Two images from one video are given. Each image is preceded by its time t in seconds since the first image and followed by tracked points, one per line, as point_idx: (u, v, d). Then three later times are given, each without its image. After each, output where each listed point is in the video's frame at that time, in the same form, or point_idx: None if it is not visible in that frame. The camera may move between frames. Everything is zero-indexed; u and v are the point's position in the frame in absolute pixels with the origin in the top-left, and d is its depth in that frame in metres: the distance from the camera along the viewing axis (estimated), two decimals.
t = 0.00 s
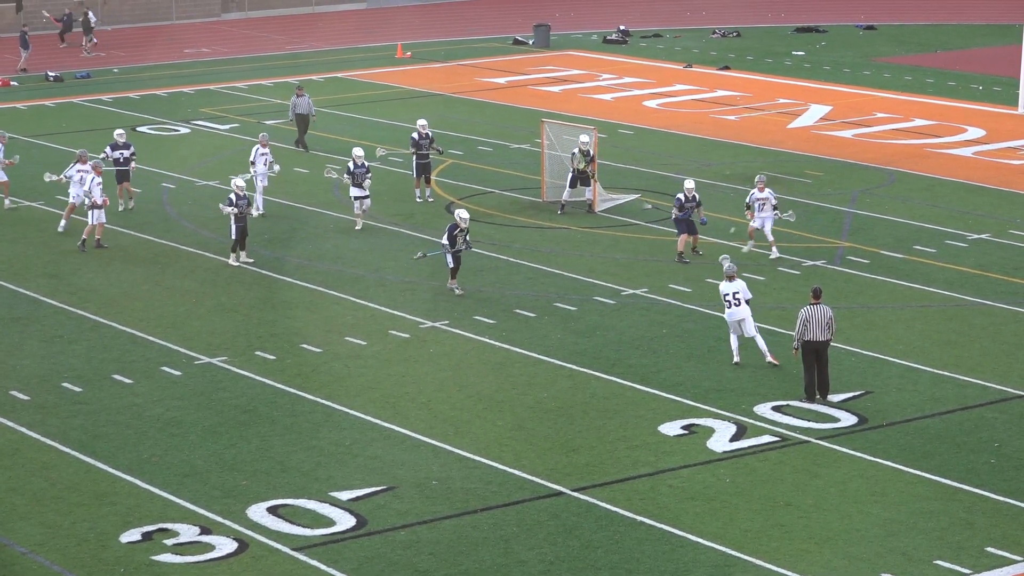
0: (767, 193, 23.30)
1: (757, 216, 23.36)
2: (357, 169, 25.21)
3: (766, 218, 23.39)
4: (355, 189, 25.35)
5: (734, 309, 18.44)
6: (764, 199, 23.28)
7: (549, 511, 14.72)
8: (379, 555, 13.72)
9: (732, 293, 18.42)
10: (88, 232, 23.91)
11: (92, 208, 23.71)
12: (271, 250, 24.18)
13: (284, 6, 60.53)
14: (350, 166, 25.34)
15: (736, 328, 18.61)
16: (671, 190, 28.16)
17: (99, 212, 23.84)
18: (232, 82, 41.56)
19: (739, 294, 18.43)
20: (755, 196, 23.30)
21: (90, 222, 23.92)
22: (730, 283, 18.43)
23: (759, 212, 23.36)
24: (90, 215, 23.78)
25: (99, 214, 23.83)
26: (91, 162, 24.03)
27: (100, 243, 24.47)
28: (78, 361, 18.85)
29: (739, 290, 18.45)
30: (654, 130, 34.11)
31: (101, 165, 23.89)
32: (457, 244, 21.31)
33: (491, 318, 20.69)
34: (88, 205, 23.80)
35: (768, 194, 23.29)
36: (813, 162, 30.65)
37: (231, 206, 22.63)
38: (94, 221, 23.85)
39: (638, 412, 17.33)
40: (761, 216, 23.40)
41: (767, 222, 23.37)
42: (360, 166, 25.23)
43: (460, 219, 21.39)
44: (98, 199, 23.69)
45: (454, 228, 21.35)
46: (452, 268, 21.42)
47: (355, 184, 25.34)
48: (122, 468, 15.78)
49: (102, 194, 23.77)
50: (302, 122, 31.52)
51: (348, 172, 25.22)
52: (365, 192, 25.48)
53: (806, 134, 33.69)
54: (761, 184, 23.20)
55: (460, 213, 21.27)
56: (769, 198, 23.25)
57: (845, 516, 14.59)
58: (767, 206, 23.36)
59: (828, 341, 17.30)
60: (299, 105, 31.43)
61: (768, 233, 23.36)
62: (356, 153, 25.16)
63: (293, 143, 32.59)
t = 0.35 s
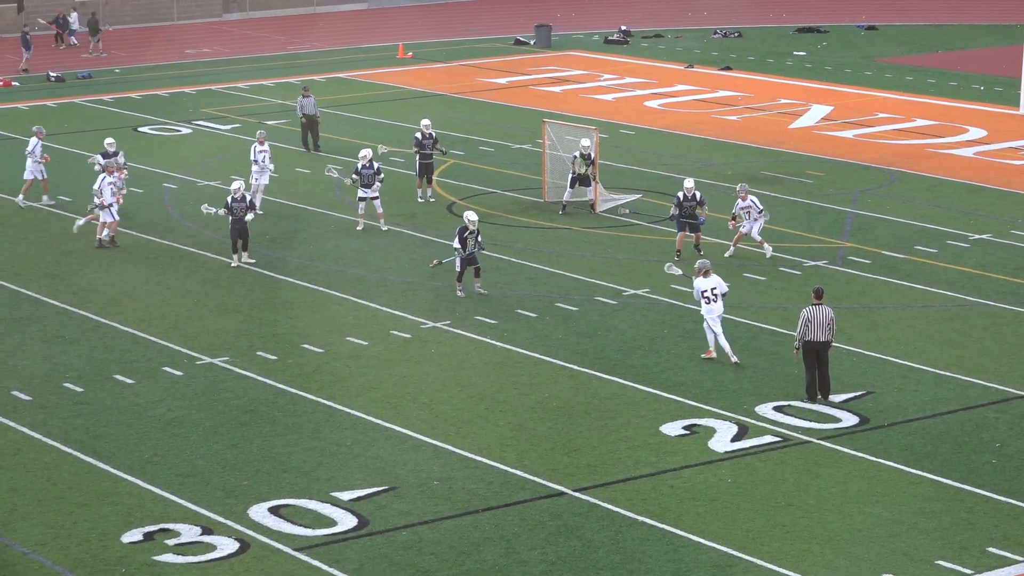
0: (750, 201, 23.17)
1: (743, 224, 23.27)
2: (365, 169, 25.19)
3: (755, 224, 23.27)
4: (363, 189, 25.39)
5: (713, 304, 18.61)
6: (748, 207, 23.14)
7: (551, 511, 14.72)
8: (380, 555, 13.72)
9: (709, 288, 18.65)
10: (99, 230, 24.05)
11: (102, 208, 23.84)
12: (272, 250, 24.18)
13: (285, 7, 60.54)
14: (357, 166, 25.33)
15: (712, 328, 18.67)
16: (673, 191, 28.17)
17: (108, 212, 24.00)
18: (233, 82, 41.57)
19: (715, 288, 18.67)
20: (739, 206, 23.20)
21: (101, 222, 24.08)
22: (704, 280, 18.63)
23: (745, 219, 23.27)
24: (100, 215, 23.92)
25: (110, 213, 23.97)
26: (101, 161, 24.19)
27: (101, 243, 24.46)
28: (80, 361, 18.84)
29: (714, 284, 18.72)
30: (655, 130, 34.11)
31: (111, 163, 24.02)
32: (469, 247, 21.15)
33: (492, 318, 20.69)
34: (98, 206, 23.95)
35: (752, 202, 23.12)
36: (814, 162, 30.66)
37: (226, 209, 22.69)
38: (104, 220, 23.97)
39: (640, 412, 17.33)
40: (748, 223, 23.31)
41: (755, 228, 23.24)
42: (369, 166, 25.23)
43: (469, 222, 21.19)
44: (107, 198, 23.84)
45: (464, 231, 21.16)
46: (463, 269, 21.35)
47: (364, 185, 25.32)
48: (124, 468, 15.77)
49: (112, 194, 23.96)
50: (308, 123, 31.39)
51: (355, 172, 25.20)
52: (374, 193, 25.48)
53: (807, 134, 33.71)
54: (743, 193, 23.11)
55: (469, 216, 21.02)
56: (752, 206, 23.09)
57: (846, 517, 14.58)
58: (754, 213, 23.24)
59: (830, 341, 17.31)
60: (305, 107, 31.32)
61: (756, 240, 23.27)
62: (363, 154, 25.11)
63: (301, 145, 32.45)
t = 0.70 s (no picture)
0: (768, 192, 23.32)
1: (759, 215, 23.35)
2: (373, 172, 25.16)
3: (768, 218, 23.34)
4: (372, 190, 25.43)
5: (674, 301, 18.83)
6: (764, 198, 23.26)
7: (552, 512, 14.72)
8: (382, 556, 13.72)
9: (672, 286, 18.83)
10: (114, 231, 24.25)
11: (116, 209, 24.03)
12: (273, 250, 24.19)
13: (287, 8, 60.54)
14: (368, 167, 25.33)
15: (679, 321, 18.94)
16: (674, 191, 28.17)
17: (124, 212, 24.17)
18: (235, 83, 41.54)
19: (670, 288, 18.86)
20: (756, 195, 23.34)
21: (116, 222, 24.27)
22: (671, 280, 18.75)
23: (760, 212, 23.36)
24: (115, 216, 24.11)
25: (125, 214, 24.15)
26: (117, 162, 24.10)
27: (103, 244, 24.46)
28: (81, 362, 18.85)
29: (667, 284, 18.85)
30: (657, 131, 34.10)
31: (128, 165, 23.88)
32: (473, 253, 21.03)
33: (494, 319, 20.69)
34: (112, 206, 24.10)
35: (769, 193, 23.19)
36: (816, 162, 30.66)
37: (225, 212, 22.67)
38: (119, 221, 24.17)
39: (641, 413, 17.33)
40: (762, 216, 23.40)
41: (766, 222, 23.32)
42: (377, 169, 25.16)
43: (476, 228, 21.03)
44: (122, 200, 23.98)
45: (470, 236, 21.04)
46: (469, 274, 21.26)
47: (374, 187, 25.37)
48: (126, 469, 15.77)
49: (127, 196, 24.00)
50: (313, 125, 31.22)
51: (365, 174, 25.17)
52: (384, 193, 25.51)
53: (809, 134, 33.69)
54: (762, 182, 23.29)
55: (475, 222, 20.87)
56: (768, 197, 23.12)
57: (848, 518, 14.57)
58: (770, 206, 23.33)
59: (832, 340, 17.30)
60: (310, 109, 31.11)
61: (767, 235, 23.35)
62: (372, 157, 25.05)
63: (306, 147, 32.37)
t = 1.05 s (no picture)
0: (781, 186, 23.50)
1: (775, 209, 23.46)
2: (383, 177, 24.89)
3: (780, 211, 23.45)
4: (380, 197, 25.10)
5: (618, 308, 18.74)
6: (779, 191, 23.40)
7: (553, 512, 14.72)
8: (383, 556, 13.72)
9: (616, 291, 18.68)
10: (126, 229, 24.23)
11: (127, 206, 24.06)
12: (274, 250, 24.19)
13: (287, 7, 60.53)
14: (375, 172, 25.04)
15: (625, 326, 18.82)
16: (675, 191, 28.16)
17: (135, 210, 24.21)
18: (235, 83, 41.52)
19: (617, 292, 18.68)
20: (771, 189, 23.49)
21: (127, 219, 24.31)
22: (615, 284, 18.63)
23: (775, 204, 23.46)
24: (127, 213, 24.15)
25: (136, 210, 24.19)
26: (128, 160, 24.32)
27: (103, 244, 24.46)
28: (82, 362, 18.85)
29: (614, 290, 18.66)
30: (657, 131, 34.10)
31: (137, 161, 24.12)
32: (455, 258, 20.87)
33: (495, 318, 20.70)
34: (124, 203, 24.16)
35: (783, 187, 23.38)
36: (816, 162, 30.65)
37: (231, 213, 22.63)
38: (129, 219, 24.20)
39: (642, 413, 17.33)
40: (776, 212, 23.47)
41: (780, 216, 23.42)
42: (387, 172, 24.92)
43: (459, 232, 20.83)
44: (133, 197, 24.04)
45: (454, 241, 20.87)
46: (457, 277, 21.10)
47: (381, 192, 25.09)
48: (126, 469, 15.77)
49: (138, 192, 24.10)
50: (317, 125, 31.25)
51: (374, 180, 24.86)
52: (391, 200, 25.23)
53: (810, 134, 33.68)
54: (775, 177, 23.48)
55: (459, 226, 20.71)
56: (782, 191, 23.29)
57: (849, 518, 14.56)
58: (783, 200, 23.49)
59: (839, 340, 17.35)
60: (315, 108, 31.16)
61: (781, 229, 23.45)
62: (381, 161, 24.85)
63: (308, 147, 32.29)
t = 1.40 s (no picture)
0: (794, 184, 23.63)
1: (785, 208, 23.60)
2: (387, 184, 24.61)
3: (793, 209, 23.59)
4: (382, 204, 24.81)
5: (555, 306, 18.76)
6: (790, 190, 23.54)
7: (554, 513, 14.72)
8: (384, 557, 13.72)
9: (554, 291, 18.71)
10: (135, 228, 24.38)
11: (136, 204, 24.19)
12: (275, 251, 24.20)
13: (288, 8, 60.55)
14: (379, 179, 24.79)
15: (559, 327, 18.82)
16: (675, 192, 28.16)
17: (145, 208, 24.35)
18: (236, 84, 41.53)
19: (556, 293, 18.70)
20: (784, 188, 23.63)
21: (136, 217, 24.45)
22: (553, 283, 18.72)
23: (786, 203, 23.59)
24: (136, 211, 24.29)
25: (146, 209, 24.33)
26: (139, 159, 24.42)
27: (104, 246, 24.47)
28: (83, 363, 18.86)
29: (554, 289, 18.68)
30: (658, 132, 34.11)
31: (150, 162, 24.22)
32: (423, 267, 20.58)
33: (496, 320, 20.70)
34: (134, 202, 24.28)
35: (794, 185, 23.52)
36: (816, 163, 30.65)
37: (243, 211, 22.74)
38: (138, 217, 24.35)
39: (643, 414, 17.33)
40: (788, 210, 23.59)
41: (792, 214, 23.54)
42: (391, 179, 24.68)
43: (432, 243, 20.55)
44: (143, 196, 24.15)
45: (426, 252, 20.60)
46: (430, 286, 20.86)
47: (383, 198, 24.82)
48: (127, 470, 15.77)
49: (147, 192, 24.20)
50: (317, 126, 31.24)
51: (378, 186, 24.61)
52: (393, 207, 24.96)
53: (811, 135, 33.69)
54: (788, 175, 23.60)
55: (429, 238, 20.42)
56: (792, 189, 23.46)
57: (850, 519, 14.56)
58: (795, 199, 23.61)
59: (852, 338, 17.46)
60: (315, 109, 31.16)
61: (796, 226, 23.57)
62: (386, 168, 24.58)
63: (309, 148, 32.31)
